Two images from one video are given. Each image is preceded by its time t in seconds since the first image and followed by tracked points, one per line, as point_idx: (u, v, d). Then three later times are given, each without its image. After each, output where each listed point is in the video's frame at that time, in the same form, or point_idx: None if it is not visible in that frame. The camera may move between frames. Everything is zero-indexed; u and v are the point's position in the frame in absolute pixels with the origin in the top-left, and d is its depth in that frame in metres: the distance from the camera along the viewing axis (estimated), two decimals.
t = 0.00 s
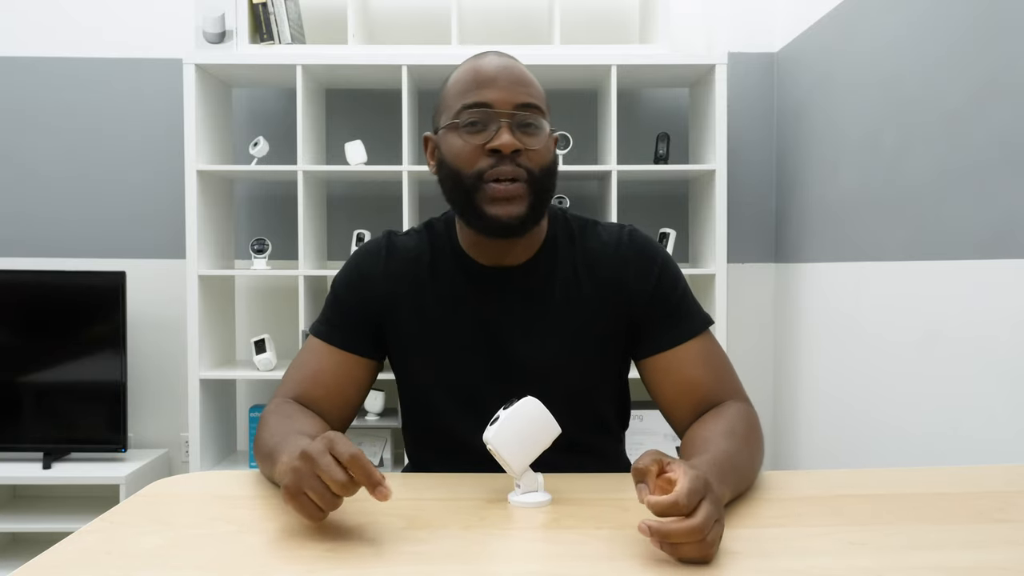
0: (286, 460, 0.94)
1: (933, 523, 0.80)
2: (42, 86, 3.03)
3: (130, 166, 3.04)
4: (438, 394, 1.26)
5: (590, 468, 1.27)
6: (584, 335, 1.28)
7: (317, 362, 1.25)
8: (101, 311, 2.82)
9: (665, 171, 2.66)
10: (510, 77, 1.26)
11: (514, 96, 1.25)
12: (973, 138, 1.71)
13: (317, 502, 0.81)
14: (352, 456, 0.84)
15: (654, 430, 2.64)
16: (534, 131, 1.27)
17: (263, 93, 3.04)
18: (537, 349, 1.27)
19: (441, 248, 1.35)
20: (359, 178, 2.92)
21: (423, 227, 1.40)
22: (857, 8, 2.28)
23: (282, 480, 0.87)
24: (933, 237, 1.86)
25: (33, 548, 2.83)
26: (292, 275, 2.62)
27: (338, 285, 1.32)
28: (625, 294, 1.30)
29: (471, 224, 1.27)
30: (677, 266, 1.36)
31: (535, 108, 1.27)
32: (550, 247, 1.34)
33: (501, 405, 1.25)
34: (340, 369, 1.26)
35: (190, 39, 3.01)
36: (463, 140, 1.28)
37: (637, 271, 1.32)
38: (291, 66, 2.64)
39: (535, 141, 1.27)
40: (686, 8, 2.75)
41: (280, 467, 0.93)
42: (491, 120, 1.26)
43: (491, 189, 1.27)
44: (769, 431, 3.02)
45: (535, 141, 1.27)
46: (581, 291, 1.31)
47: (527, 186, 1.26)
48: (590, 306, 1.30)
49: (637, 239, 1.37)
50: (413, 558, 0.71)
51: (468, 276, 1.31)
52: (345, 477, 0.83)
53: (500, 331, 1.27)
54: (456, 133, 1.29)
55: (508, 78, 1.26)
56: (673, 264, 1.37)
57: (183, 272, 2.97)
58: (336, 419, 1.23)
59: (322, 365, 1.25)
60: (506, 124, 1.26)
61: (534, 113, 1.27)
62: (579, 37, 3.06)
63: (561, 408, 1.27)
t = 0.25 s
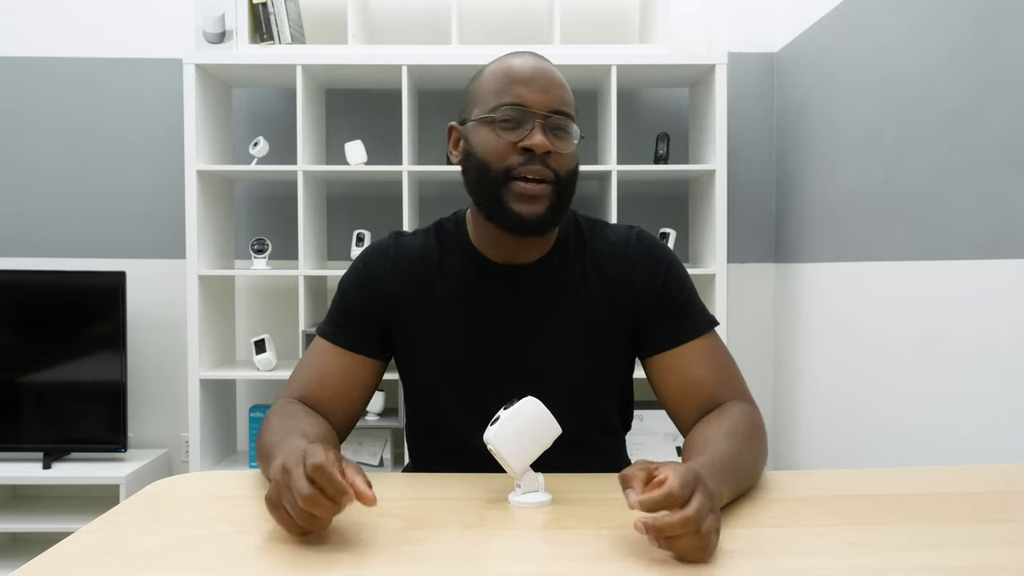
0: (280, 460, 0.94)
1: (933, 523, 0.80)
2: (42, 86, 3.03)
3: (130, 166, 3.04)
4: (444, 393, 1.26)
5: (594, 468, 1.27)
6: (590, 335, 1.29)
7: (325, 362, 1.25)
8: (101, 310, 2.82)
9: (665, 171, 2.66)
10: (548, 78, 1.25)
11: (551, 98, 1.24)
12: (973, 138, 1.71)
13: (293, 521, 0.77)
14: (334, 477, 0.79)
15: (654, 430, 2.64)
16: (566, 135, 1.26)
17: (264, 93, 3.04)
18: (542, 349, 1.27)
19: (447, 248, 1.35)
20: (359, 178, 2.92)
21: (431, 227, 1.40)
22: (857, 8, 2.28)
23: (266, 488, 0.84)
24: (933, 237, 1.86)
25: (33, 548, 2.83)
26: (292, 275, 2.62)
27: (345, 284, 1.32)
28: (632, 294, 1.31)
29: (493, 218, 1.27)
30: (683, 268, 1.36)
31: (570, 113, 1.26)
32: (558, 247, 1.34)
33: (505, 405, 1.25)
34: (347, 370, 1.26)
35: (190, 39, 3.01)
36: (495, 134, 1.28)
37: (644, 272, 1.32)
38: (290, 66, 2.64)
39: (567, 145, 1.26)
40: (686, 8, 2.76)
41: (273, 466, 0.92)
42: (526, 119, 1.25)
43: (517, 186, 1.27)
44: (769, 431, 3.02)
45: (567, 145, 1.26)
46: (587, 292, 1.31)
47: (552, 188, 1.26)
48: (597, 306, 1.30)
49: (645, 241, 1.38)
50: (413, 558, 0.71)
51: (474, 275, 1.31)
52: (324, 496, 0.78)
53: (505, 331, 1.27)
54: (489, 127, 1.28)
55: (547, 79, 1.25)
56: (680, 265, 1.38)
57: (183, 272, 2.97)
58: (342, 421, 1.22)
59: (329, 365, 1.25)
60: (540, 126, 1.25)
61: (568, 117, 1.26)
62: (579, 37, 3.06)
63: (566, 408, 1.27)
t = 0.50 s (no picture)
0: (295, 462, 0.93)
1: (933, 523, 0.80)
2: (42, 86, 3.03)
3: (130, 166, 3.04)
4: (449, 393, 1.26)
5: (595, 468, 1.27)
6: (592, 335, 1.29)
7: (334, 361, 1.25)
8: (102, 310, 2.81)
9: (665, 171, 2.66)
10: (551, 77, 1.27)
11: (554, 96, 1.26)
12: (973, 138, 1.71)
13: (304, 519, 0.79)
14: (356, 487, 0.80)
15: (654, 430, 2.64)
16: (568, 132, 1.28)
17: (263, 93, 3.04)
18: (545, 349, 1.27)
19: (450, 248, 1.35)
20: (359, 178, 2.92)
21: (434, 227, 1.40)
22: (857, 8, 2.28)
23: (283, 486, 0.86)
24: (933, 237, 1.86)
25: (33, 548, 2.83)
26: (292, 275, 2.62)
27: (350, 283, 1.32)
28: (635, 295, 1.31)
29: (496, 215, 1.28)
30: (684, 268, 1.36)
31: (572, 110, 1.27)
32: (560, 247, 1.34)
33: (507, 404, 1.24)
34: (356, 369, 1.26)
35: (190, 39, 3.01)
36: (498, 133, 1.29)
37: (646, 272, 1.33)
38: (290, 66, 2.64)
39: (568, 143, 1.28)
40: (686, 8, 2.76)
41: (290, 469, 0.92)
42: (528, 117, 1.26)
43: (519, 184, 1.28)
44: (769, 431, 3.02)
45: (569, 142, 1.28)
46: (590, 291, 1.31)
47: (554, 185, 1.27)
48: (599, 306, 1.30)
49: (647, 242, 1.38)
50: (413, 558, 0.71)
51: (477, 275, 1.31)
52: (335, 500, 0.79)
53: (507, 331, 1.27)
54: (493, 125, 1.30)
55: (549, 78, 1.26)
56: (683, 267, 1.38)
57: (183, 272, 2.97)
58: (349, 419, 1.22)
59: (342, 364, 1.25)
60: (543, 123, 1.26)
61: (570, 115, 1.28)
62: (579, 37, 3.06)
63: (570, 408, 1.27)
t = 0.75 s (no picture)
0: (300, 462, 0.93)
1: (933, 523, 0.80)
2: (42, 86, 3.03)
3: (130, 166, 3.04)
4: (449, 392, 1.26)
5: (594, 469, 1.27)
6: (591, 335, 1.29)
7: (339, 360, 1.25)
8: (102, 311, 2.81)
9: (665, 171, 2.66)
10: (544, 77, 1.28)
11: (547, 96, 1.27)
12: (973, 138, 1.71)
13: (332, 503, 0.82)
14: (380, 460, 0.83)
15: (654, 430, 2.64)
16: (562, 132, 1.29)
17: (263, 94, 3.04)
18: (544, 349, 1.27)
19: (450, 249, 1.35)
20: (359, 178, 2.92)
21: (433, 228, 1.40)
22: (857, 8, 2.28)
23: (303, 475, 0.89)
24: (933, 237, 1.86)
25: (33, 548, 2.83)
26: (292, 275, 2.62)
27: (350, 284, 1.32)
28: (634, 295, 1.31)
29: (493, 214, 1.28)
30: (682, 269, 1.36)
31: (565, 111, 1.29)
32: (558, 247, 1.34)
33: (506, 404, 1.24)
34: (359, 368, 1.26)
35: (190, 39, 3.01)
36: (493, 132, 1.30)
37: (645, 272, 1.33)
38: (290, 66, 2.64)
39: (562, 141, 1.29)
40: (686, 8, 2.76)
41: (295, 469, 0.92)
42: (523, 116, 1.27)
43: (514, 181, 1.28)
44: (769, 431, 3.02)
45: (563, 142, 1.29)
46: (588, 291, 1.31)
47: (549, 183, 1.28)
48: (598, 306, 1.30)
49: (645, 243, 1.38)
50: (413, 558, 0.71)
51: (476, 275, 1.31)
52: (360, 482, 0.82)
53: (506, 331, 1.27)
54: (486, 125, 1.31)
55: (543, 78, 1.28)
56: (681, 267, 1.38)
57: (183, 272, 2.97)
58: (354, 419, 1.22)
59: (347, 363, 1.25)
60: (537, 122, 1.27)
61: (564, 115, 1.29)
62: (579, 37, 3.06)
63: (570, 408, 1.27)
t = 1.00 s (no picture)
0: (295, 462, 0.94)
1: (932, 523, 0.80)
2: (42, 86, 3.03)
3: (130, 166, 3.04)
4: (446, 393, 1.26)
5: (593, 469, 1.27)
6: (589, 335, 1.28)
7: (333, 363, 1.25)
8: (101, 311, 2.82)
9: (665, 171, 2.66)
10: (544, 74, 1.27)
11: (547, 92, 1.26)
12: (973, 138, 1.71)
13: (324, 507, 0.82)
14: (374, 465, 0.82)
15: (654, 430, 2.64)
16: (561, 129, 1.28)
17: (264, 94, 3.04)
18: (542, 348, 1.27)
19: (448, 249, 1.35)
20: (359, 178, 2.92)
21: (431, 227, 1.40)
22: (857, 8, 2.28)
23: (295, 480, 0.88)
24: (934, 237, 1.86)
25: (33, 548, 2.83)
26: (292, 275, 2.62)
27: (348, 284, 1.32)
28: (633, 295, 1.30)
29: (494, 209, 1.28)
30: (681, 269, 1.36)
31: (565, 107, 1.28)
32: (556, 247, 1.34)
33: (505, 405, 1.24)
34: (356, 368, 1.26)
35: (190, 39, 3.01)
36: (492, 128, 1.29)
37: (643, 272, 1.33)
38: (290, 66, 2.64)
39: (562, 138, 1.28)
40: (686, 8, 2.77)
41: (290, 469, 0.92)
42: (522, 112, 1.27)
43: (513, 177, 1.28)
44: (769, 431, 3.02)
45: (562, 138, 1.28)
46: (586, 291, 1.31)
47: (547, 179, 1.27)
48: (596, 307, 1.30)
49: (643, 243, 1.38)
50: (413, 558, 0.71)
51: (474, 275, 1.31)
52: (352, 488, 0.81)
53: (505, 330, 1.27)
54: (485, 121, 1.30)
55: (542, 75, 1.27)
56: (679, 267, 1.38)
57: (183, 272, 2.97)
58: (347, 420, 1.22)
59: (340, 364, 1.25)
60: (536, 118, 1.27)
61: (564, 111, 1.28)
62: (580, 37, 3.06)
63: (568, 408, 1.27)
